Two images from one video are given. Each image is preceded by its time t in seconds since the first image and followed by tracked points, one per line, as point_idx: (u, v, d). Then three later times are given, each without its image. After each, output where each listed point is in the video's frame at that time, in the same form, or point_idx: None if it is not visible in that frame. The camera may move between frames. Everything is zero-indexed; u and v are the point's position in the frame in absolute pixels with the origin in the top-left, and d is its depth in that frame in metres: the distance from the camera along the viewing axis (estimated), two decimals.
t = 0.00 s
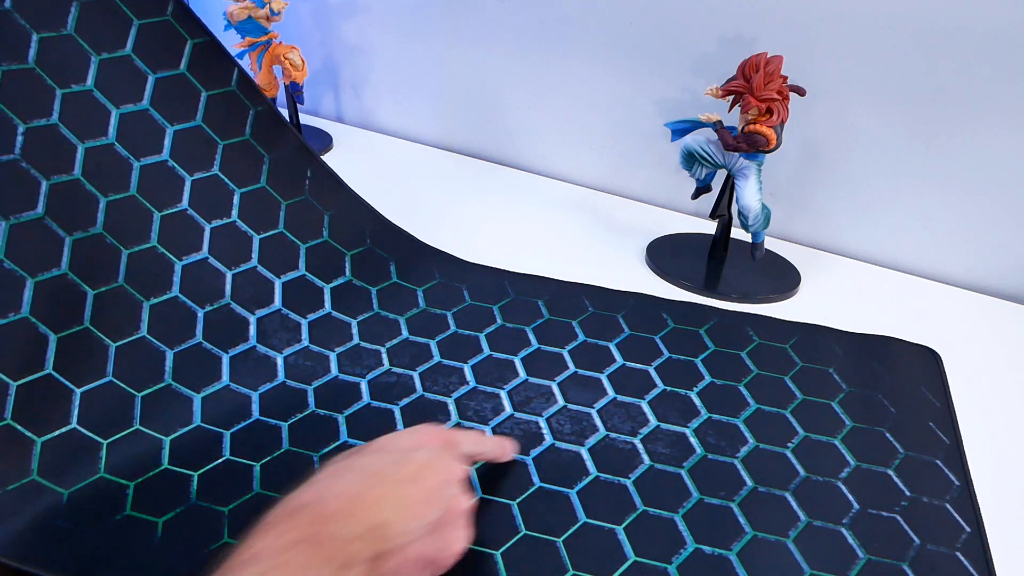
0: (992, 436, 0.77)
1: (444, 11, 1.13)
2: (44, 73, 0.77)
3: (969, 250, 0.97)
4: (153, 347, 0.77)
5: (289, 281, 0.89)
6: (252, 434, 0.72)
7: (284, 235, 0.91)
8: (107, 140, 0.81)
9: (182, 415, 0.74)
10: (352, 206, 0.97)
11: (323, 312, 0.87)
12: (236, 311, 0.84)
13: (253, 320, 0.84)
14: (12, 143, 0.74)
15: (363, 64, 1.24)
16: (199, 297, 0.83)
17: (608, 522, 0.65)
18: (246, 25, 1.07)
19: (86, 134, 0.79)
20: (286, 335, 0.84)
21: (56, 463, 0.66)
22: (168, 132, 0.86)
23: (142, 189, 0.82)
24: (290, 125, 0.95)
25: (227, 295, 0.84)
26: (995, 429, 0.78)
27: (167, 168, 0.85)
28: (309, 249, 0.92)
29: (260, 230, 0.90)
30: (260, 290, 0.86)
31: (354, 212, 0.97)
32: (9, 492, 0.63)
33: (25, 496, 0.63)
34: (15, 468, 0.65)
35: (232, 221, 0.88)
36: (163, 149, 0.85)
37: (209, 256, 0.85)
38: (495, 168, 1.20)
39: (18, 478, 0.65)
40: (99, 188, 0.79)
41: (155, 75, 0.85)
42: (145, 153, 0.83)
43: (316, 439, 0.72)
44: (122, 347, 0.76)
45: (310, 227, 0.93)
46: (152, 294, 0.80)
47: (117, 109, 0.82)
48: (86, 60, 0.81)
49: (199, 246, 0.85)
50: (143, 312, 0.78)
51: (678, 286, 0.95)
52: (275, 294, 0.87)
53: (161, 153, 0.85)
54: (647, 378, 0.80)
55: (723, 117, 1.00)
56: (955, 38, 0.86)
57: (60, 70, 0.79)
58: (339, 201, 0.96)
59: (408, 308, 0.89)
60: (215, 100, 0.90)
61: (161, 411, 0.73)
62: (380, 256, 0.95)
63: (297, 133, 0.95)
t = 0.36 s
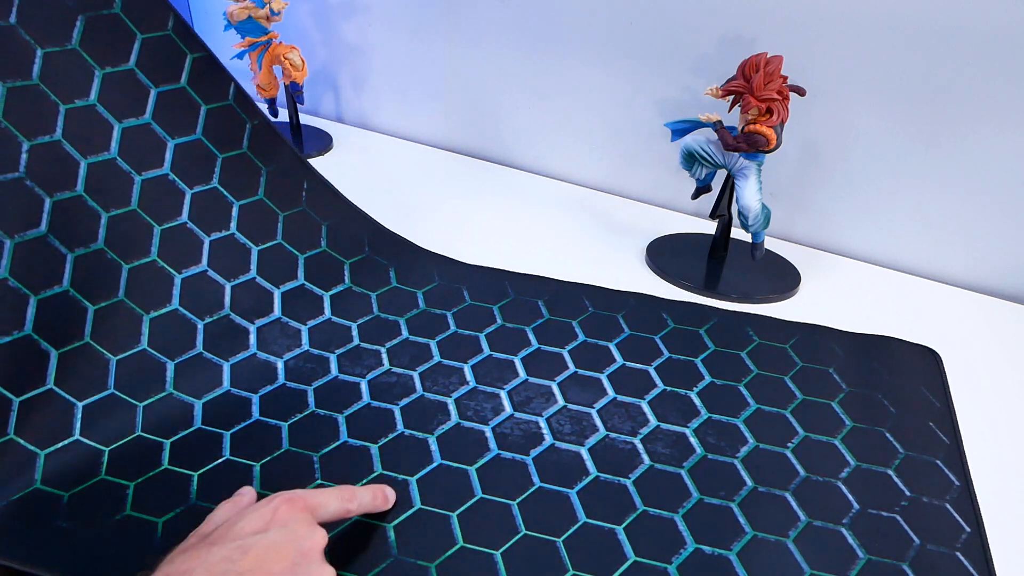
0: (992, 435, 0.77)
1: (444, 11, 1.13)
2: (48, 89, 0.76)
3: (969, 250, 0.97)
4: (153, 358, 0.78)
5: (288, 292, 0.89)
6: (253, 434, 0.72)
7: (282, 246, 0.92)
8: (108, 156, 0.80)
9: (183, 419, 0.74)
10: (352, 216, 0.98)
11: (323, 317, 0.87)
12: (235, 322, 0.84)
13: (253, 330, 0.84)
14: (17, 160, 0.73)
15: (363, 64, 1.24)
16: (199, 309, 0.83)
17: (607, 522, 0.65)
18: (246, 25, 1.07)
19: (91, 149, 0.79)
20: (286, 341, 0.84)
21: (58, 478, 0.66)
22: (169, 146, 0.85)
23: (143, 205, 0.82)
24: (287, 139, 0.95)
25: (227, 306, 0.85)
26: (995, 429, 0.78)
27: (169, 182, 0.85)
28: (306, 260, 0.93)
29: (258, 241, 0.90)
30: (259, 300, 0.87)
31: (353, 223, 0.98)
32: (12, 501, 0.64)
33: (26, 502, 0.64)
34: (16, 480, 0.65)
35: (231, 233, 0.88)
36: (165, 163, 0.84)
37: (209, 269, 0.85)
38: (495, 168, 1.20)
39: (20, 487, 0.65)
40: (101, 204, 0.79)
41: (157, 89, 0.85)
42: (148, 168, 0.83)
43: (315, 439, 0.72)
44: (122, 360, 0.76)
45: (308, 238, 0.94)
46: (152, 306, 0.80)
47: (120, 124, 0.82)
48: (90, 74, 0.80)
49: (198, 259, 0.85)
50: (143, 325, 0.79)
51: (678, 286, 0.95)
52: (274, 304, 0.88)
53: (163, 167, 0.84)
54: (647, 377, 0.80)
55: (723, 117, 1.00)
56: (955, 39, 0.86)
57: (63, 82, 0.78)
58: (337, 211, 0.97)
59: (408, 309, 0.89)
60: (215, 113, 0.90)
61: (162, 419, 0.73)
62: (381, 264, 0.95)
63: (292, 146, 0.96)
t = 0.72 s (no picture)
0: (992, 435, 0.77)
1: (444, 10, 1.13)
2: (38, 95, 0.76)
3: (969, 250, 0.97)
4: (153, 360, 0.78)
5: (288, 289, 0.89)
6: (253, 434, 0.72)
7: (281, 243, 0.92)
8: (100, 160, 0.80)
9: (183, 419, 0.74)
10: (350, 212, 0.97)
11: (323, 317, 0.87)
12: (236, 321, 0.84)
13: (253, 329, 0.84)
14: (9, 169, 0.73)
15: (363, 64, 1.24)
16: (198, 309, 0.83)
17: (607, 522, 0.65)
18: (246, 25, 1.07)
19: (83, 154, 0.79)
20: (286, 340, 0.84)
21: (58, 479, 0.67)
22: (162, 148, 0.85)
23: (138, 207, 0.82)
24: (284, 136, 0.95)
25: (227, 306, 0.85)
26: (995, 429, 0.78)
27: (163, 184, 0.84)
28: (306, 257, 0.93)
29: (257, 240, 0.90)
30: (259, 298, 0.87)
31: (353, 219, 0.97)
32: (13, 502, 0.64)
33: (26, 503, 0.64)
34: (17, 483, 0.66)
35: (230, 232, 0.88)
36: (159, 164, 0.84)
37: (207, 269, 0.85)
38: (495, 168, 1.20)
39: (21, 487, 0.65)
40: (95, 209, 0.79)
41: (148, 91, 0.85)
42: (141, 170, 0.83)
43: (315, 439, 0.72)
44: (122, 363, 0.76)
45: (307, 234, 0.94)
46: (150, 309, 0.80)
47: (112, 127, 0.81)
48: (79, 79, 0.80)
49: (195, 259, 0.85)
50: (143, 328, 0.79)
51: (678, 286, 0.95)
52: (274, 302, 0.88)
53: (157, 169, 0.84)
54: (647, 377, 0.80)
55: (722, 117, 1.00)
56: (954, 39, 0.86)
57: (56, 90, 0.78)
58: (336, 208, 0.97)
59: (408, 309, 0.89)
60: (207, 113, 0.89)
61: (161, 421, 0.73)
62: (380, 260, 0.96)
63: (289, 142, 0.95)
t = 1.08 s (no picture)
0: (992, 436, 0.77)
1: (444, 10, 1.13)
2: (35, 95, 0.76)
3: (968, 251, 0.97)
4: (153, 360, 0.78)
5: (287, 287, 0.89)
6: (253, 433, 0.72)
7: (279, 241, 0.91)
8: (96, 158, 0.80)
9: (182, 419, 0.74)
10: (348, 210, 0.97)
11: (323, 316, 0.87)
12: (236, 319, 0.84)
13: (253, 328, 0.84)
14: (5, 170, 0.73)
15: (363, 64, 1.24)
16: (198, 308, 0.83)
17: (607, 522, 0.65)
18: (246, 25, 1.07)
19: (81, 153, 0.79)
20: (286, 340, 0.84)
21: (58, 478, 0.67)
22: (160, 146, 0.85)
23: (137, 205, 0.82)
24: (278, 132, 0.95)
25: (226, 305, 0.84)
26: (995, 429, 0.78)
27: (162, 182, 0.84)
28: (306, 254, 0.92)
29: (256, 237, 0.90)
30: (259, 297, 0.87)
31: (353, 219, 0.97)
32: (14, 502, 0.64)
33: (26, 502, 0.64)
34: (17, 483, 0.66)
35: (228, 231, 0.88)
36: (157, 162, 0.84)
37: (206, 268, 0.85)
38: (495, 168, 1.20)
39: (21, 487, 0.65)
40: (94, 208, 0.79)
41: (145, 89, 0.85)
42: (139, 168, 0.83)
43: (315, 438, 0.72)
44: (121, 363, 0.76)
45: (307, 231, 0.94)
46: (151, 308, 0.80)
47: (110, 125, 0.81)
48: (76, 77, 0.79)
49: (195, 258, 0.85)
50: (143, 327, 0.79)
51: (678, 286, 0.95)
52: (274, 301, 0.87)
53: (155, 167, 0.84)
54: (647, 377, 0.80)
55: (723, 117, 1.00)
56: (954, 39, 0.86)
57: (53, 91, 0.78)
58: (334, 205, 0.97)
59: (408, 309, 0.89)
60: (203, 112, 0.89)
61: (161, 419, 0.73)
62: (381, 257, 0.96)
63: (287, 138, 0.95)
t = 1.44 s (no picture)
0: (993, 436, 0.77)
1: (444, 10, 1.13)
2: (37, 114, 0.78)
3: (968, 250, 0.97)
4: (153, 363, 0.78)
5: (287, 297, 0.89)
6: (253, 433, 0.72)
7: (279, 251, 0.92)
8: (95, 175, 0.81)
9: (182, 419, 0.74)
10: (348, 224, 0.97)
11: (323, 319, 0.87)
12: (236, 329, 0.84)
13: (253, 335, 0.84)
14: (9, 190, 0.75)
15: (363, 64, 1.24)
16: (197, 319, 0.83)
17: (607, 522, 0.65)
18: (246, 25, 1.07)
19: (81, 171, 0.80)
20: (286, 342, 0.84)
21: (58, 479, 0.66)
22: (159, 162, 0.86)
23: (137, 221, 0.83)
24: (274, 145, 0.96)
25: (226, 315, 0.85)
26: (995, 429, 0.78)
27: (161, 198, 0.86)
28: (306, 264, 0.93)
29: (254, 249, 0.91)
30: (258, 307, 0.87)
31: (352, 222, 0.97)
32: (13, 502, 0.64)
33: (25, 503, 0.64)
34: (17, 483, 0.66)
35: (226, 244, 0.89)
36: (156, 178, 0.86)
37: (205, 280, 0.86)
38: (495, 168, 1.20)
39: (21, 487, 0.65)
40: (94, 225, 0.80)
41: (143, 106, 0.86)
42: (139, 184, 0.84)
43: (316, 439, 0.72)
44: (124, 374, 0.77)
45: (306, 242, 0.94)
46: (151, 321, 0.81)
47: (110, 143, 0.83)
48: (77, 96, 0.81)
49: (194, 270, 0.86)
50: (144, 339, 0.80)
51: (678, 286, 0.95)
52: (274, 308, 0.88)
53: (155, 182, 0.85)
54: (647, 377, 0.80)
55: (722, 117, 1.00)
56: (954, 39, 0.86)
57: (55, 109, 0.79)
58: (332, 212, 0.97)
59: (408, 309, 0.89)
60: (199, 128, 0.90)
61: (161, 420, 0.73)
62: (380, 262, 0.96)
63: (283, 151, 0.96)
